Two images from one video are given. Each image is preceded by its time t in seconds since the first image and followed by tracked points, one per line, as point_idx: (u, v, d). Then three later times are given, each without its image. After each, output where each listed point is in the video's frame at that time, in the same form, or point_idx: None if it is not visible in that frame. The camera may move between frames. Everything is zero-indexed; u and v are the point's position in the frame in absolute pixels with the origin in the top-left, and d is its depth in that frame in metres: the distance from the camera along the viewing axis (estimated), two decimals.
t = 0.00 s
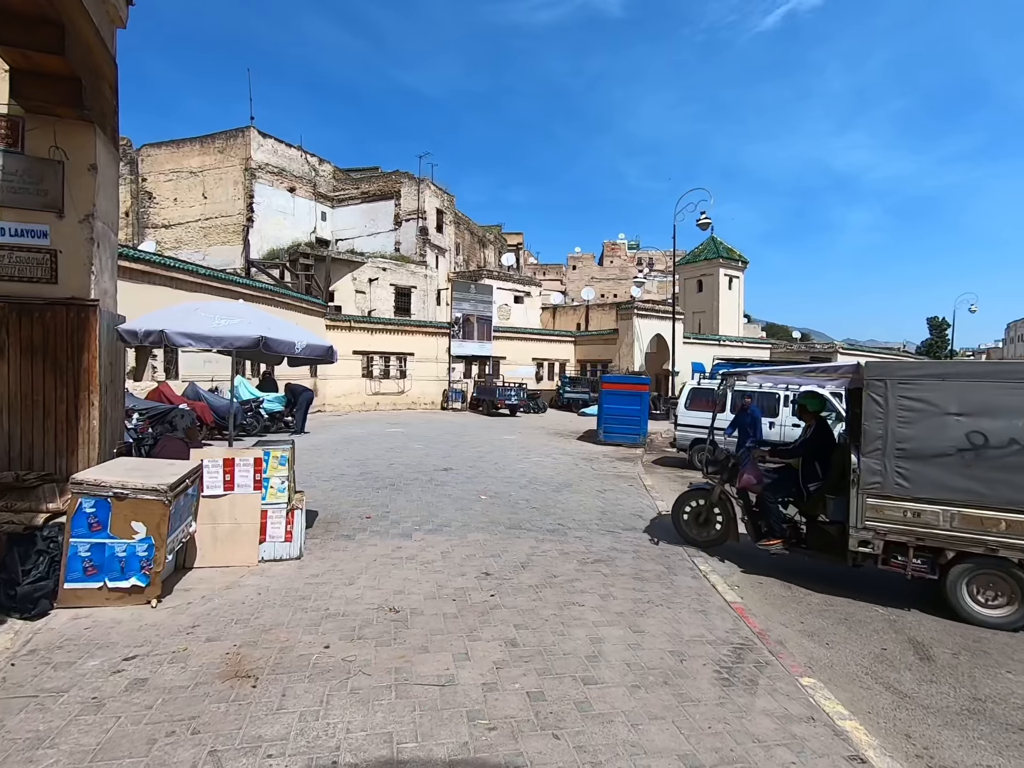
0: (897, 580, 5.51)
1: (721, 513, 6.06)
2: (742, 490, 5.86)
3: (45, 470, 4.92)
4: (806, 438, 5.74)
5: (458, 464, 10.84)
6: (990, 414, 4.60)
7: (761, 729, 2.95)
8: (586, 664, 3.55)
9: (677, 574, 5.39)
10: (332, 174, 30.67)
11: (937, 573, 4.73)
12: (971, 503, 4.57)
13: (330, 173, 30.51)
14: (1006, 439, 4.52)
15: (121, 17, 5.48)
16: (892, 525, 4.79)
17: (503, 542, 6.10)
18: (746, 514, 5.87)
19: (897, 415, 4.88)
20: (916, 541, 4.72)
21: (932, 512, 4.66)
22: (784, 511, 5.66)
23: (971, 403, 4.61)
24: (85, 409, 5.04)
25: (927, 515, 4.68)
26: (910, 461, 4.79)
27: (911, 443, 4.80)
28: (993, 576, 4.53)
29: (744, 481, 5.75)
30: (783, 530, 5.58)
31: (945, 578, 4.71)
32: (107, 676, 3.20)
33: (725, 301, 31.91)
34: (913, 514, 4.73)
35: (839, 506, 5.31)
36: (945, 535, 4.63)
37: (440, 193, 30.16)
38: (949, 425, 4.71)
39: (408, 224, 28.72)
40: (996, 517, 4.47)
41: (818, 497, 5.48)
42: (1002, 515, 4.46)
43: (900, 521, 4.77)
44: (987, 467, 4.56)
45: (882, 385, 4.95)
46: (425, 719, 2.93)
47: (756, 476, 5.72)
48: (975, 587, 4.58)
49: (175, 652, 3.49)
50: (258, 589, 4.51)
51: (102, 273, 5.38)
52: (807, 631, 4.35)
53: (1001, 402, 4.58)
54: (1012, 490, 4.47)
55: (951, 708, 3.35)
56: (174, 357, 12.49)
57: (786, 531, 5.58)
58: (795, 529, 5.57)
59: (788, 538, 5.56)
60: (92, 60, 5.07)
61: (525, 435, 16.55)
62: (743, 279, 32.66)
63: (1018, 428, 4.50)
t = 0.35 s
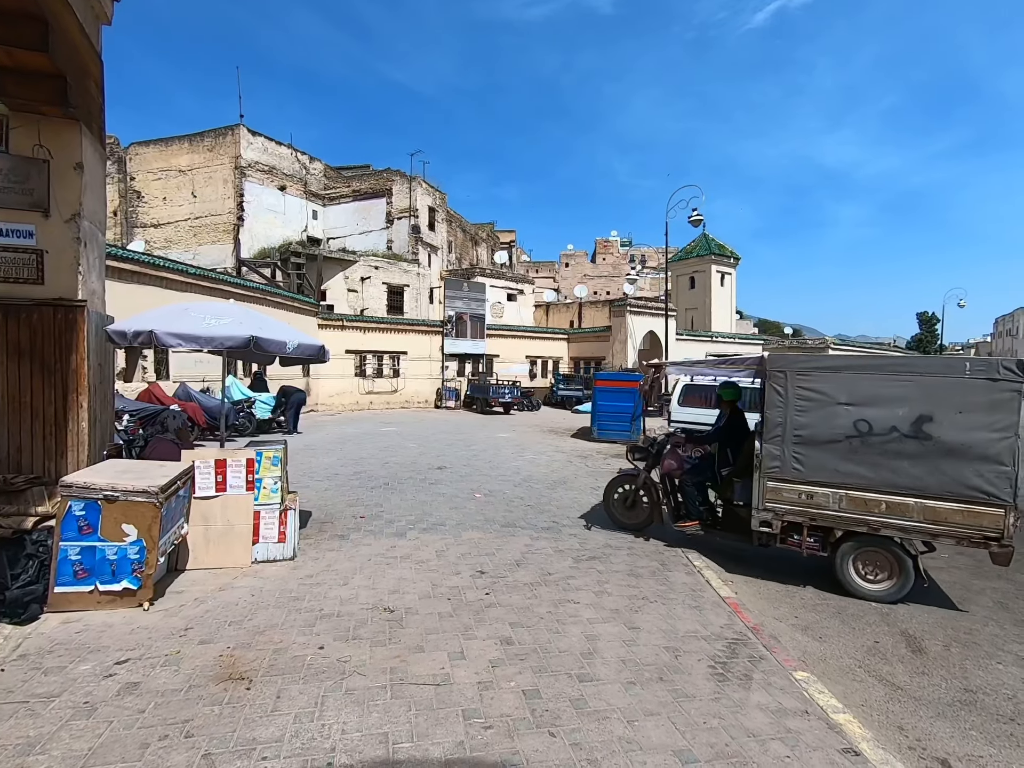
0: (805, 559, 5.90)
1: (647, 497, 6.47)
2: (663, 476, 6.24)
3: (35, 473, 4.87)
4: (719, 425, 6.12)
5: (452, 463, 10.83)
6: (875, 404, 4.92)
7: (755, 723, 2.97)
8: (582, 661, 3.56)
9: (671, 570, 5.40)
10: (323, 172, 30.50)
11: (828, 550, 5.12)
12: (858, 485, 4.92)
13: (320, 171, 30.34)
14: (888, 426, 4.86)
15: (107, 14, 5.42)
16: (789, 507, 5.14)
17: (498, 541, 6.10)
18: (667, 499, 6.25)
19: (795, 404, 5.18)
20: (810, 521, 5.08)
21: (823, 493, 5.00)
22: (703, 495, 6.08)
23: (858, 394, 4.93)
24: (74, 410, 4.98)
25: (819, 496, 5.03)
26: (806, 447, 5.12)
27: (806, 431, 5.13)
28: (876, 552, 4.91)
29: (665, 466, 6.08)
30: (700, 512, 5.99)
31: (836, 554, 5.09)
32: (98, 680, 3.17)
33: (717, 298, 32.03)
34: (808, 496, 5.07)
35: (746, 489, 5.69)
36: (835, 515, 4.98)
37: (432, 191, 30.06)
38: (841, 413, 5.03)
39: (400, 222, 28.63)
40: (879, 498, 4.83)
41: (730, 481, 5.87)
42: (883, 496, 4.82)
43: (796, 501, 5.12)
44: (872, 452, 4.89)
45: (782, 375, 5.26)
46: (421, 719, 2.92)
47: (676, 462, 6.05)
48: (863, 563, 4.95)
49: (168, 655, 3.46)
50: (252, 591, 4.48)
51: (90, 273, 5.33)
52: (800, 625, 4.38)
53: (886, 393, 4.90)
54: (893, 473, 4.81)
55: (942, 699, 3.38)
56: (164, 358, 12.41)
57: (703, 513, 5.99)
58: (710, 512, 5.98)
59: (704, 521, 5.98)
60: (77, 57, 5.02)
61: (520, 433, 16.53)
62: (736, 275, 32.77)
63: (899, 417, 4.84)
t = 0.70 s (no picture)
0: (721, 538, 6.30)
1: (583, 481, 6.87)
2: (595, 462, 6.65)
3: (28, 471, 4.85)
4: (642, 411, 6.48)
5: (448, 458, 10.84)
6: (774, 394, 5.29)
7: (750, 714, 2.99)
8: (578, 654, 3.58)
9: (667, 563, 5.43)
10: (317, 168, 30.34)
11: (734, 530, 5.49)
12: (759, 470, 5.28)
13: (314, 166, 30.18)
14: (785, 414, 5.22)
15: (95, 8, 5.37)
16: (699, 490, 5.50)
17: (494, 536, 6.11)
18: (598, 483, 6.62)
19: (705, 394, 5.54)
20: (717, 502, 5.44)
21: (729, 477, 5.37)
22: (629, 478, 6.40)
23: (759, 384, 5.30)
24: (68, 408, 4.96)
25: (725, 480, 5.39)
26: (714, 434, 5.48)
27: (714, 419, 5.49)
28: (777, 533, 5.26)
29: (597, 452, 6.61)
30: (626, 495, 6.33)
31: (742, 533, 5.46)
32: (95, 678, 3.17)
33: (712, 292, 32.08)
34: (716, 480, 5.44)
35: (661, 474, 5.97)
36: (739, 497, 5.34)
37: (427, 186, 29.95)
38: (744, 403, 5.39)
39: (395, 218, 28.53)
40: (777, 481, 5.18)
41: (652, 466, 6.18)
42: (781, 480, 5.17)
43: (705, 485, 5.48)
44: (771, 439, 5.25)
45: (694, 368, 5.63)
46: (418, 713, 2.93)
47: (606, 448, 6.56)
48: (765, 543, 5.30)
49: (165, 652, 3.46)
50: (249, 588, 4.48)
51: (82, 270, 5.29)
52: (795, 616, 4.41)
53: (784, 383, 5.27)
54: (790, 459, 5.17)
55: (934, 687, 3.42)
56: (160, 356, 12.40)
57: (630, 496, 6.33)
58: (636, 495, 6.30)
59: (631, 502, 6.33)
60: (66, 52, 4.97)
61: (516, 428, 16.56)
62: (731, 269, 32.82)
63: (795, 406, 5.20)
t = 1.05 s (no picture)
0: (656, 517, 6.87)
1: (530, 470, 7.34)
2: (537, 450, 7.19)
3: (22, 470, 4.85)
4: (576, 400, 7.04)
5: (445, 456, 10.85)
6: (693, 378, 5.80)
7: (743, 709, 3.02)
8: (574, 650, 3.60)
9: (662, 560, 5.46)
10: (313, 165, 30.25)
11: (662, 506, 6.04)
12: (681, 450, 5.80)
13: (310, 163, 30.08)
14: (702, 397, 5.74)
15: (89, 4, 5.35)
16: (629, 470, 6.03)
17: (490, 533, 6.13)
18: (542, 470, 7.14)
19: (633, 381, 6.03)
20: (646, 481, 5.97)
21: (655, 457, 5.90)
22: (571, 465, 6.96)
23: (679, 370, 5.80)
24: (62, 407, 4.94)
25: (652, 460, 5.93)
26: (642, 418, 5.99)
27: (640, 403, 6.00)
28: (700, 506, 5.85)
29: (536, 441, 7.17)
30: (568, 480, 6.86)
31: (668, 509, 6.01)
32: (92, 676, 3.18)
33: (708, 289, 32.15)
34: (644, 460, 5.97)
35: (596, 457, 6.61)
36: (665, 475, 5.88)
37: (423, 184, 29.90)
38: (667, 387, 5.88)
39: (391, 215, 28.49)
40: (698, 460, 5.72)
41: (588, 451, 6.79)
42: (700, 458, 5.71)
43: (635, 465, 6.01)
44: (691, 420, 5.77)
45: (622, 357, 6.13)
46: (414, 709, 2.95)
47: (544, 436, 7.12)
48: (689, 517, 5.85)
49: (161, 650, 3.47)
50: (245, 585, 4.49)
51: (77, 268, 5.28)
52: (789, 612, 4.44)
53: (701, 368, 5.79)
54: (707, 438, 5.71)
55: (926, 682, 3.45)
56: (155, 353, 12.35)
57: (571, 481, 6.87)
58: (577, 480, 6.84)
59: (572, 487, 6.87)
60: (60, 48, 4.95)
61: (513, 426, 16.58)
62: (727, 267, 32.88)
63: (710, 388, 5.72)
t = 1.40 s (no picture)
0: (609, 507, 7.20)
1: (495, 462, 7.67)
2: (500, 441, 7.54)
3: (9, 469, 4.81)
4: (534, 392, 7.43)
5: (439, 455, 10.85)
6: (637, 368, 6.17)
7: (730, 706, 3.04)
8: (563, 648, 3.61)
9: (653, 558, 5.48)
10: (307, 163, 30.13)
11: (610, 492, 6.37)
12: (627, 436, 6.16)
13: (304, 161, 29.95)
14: (645, 385, 6.11)
15: None
16: (580, 456, 6.38)
17: (482, 532, 6.14)
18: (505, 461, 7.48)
19: (583, 372, 6.41)
20: (595, 467, 6.32)
21: (603, 443, 6.26)
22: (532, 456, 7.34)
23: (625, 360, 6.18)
24: (50, 406, 4.91)
25: (601, 446, 6.28)
26: (591, 406, 6.35)
27: (590, 393, 6.36)
28: (644, 497, 6.13)
29: (499, 431, 7.52)
30: (528, 470, 7.24)
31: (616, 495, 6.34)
32: (78, 676, 3.16)
33: (702, 289, 32.25)
34: (593, 447, 6.32)
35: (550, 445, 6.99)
36: (612, 460, 6.23)
37: (417, 183, 29.84)
38: (614, 377, 6.26)
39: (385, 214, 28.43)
40: (642, 445, 6.07)
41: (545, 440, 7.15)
42: (644, 443, 6.07)
43: (585, 452, 6.36)
44: (635, 407, 6.14)
45: (573, 350, 6.52)
46: (402, 708, 2.95)
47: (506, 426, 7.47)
48: (634, 504, 6.16)
49: (149, 650, 3.45)
50: (235, 585, 4.47)
51: (65, 266, 5.25)
52: (778, 610, 4.47)
53: (646, 359, 6.17)
54: (651, 424, 6.07)
55: (912, 678, 3.48)
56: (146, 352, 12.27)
57: (530, 471, 7.24)
58: (536, 469, 7.21)
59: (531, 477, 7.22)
60: (47, 44, 4.90)
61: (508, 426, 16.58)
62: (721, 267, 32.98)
63: (653, 378, 6.10)
